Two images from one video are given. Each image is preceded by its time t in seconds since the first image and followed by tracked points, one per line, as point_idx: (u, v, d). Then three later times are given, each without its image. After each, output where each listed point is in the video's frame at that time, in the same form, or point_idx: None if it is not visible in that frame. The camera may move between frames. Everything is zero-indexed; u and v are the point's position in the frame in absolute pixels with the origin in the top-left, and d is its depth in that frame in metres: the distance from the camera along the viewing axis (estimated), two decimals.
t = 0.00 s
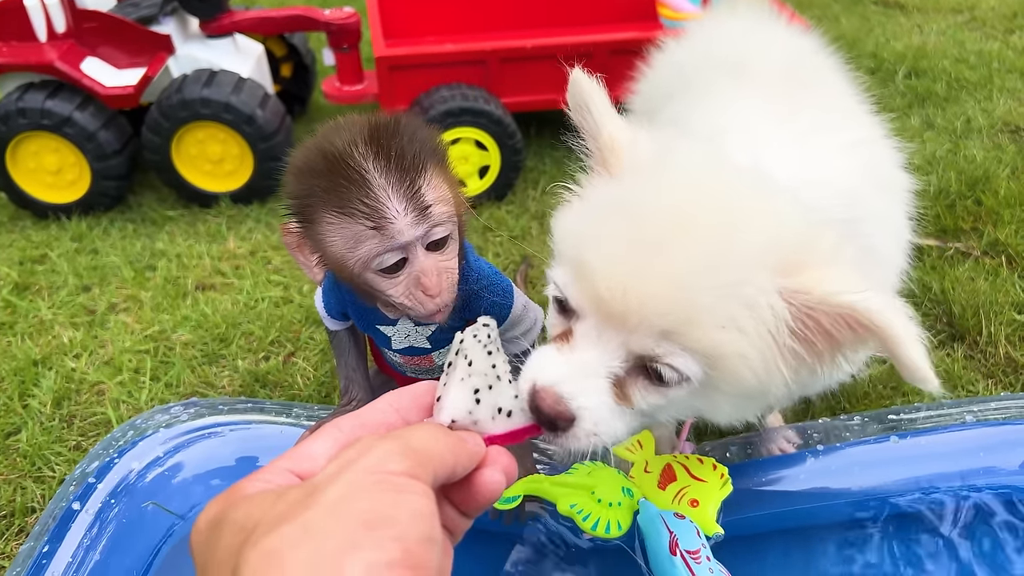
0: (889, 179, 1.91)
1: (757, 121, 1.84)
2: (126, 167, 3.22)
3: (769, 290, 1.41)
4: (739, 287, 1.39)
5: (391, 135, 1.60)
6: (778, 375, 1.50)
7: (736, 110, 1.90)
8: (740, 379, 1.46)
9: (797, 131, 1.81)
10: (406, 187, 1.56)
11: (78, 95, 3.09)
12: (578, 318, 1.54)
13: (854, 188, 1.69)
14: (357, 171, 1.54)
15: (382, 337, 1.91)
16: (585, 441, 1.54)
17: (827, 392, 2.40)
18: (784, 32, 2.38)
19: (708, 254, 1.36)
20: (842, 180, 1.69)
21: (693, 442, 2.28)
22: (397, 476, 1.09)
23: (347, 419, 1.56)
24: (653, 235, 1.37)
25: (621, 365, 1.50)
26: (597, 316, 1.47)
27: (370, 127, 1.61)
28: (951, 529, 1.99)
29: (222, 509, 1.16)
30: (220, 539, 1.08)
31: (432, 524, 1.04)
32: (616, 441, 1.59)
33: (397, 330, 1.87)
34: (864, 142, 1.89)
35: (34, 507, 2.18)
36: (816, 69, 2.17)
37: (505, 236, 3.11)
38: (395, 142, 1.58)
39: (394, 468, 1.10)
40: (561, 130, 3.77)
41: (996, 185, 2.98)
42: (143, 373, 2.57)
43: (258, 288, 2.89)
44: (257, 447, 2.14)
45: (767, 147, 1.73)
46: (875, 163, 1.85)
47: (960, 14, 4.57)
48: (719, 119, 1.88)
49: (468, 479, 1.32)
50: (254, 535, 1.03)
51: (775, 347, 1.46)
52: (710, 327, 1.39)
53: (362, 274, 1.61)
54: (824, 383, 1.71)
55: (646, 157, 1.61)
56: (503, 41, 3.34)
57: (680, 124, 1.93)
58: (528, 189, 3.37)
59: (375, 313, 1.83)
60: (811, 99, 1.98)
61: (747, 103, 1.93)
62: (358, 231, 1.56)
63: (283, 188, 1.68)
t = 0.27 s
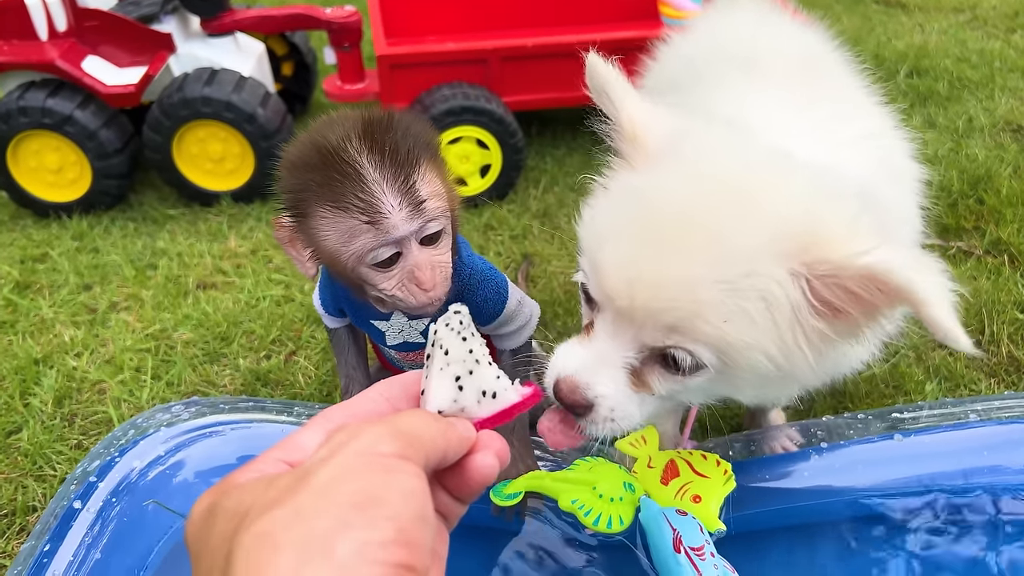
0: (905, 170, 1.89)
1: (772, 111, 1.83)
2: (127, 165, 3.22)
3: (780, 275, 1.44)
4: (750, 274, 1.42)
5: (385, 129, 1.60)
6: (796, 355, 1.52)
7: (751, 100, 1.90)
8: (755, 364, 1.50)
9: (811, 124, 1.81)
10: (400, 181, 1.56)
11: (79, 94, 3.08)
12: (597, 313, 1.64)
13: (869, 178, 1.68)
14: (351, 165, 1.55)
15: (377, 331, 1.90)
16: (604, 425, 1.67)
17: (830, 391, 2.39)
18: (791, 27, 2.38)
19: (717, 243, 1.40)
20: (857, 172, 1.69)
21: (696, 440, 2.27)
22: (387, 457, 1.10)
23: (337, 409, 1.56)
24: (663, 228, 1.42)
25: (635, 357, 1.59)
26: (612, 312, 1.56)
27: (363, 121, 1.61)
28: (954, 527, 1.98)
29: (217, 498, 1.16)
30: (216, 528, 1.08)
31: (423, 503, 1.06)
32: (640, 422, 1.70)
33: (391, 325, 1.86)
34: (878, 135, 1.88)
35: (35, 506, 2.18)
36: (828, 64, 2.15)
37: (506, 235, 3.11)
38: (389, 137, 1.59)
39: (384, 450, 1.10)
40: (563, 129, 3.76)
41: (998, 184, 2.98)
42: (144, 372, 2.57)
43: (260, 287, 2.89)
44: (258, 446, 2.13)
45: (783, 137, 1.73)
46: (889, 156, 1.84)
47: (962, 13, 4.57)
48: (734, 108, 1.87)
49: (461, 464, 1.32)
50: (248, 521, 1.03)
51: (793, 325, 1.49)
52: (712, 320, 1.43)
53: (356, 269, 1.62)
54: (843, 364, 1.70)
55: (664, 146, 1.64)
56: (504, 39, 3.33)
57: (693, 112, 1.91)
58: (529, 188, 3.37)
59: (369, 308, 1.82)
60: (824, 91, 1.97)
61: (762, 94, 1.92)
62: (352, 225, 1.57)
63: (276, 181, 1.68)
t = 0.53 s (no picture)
0: (902, 171, 1.89)
1: (766, 109, 1.84)
2: (127, 167, 3.22)
3: (755, 255, 1.45)
4: (723, 252, 1.44)
5: (385, 132, 1.61)
6: (772, 336, 1.52)
7: (745, 97, 1.91)
8: (728, 344, 1.52)
9: (805, 122, 1.81)
10: (402, 183, 1.57)
11: (79, 96, 3.09)
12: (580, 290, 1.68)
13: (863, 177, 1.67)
14: (354, 166, 1.55)
15: (372, 334, 1.90)
16: (580, 400, 1.70)
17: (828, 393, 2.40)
18: (790, 28, 2.39)
19: (690, 219, 1.43)
20: (852, 171, 1.68)
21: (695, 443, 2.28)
22: (385, 453, 1.10)
23: (336, 407, 1.54)
24: (637, 206, 1.46)
25: (611, 331, 1.62)
26: (591, 288, 1.60)
27: (363, 123, 1.62)
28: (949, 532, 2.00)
29: (217, 493, 1.17)
30: (214, 523, 1.09)
31: (421, 499, 1.07)
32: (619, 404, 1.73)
33: (385, 327, 1.86)
34: (876, 136, 1.88)
35: (35, 508, 2.18)
36: (828, 67, 2.15)
37: (506, 236, 3.11)
38: (390, 139, 1.60)
39: (382, 446, 1.11)
40: (563, 131, 3.77)
41: (998, 186, 2.98)
42: (144, 375, 2.57)
43: (260, 289, 2.89)
44: (257, 449, 2.14)
45: (774, 133, 1.74)
46: (887, 156, 1.83)
47: (962, 14, 4.57)
48: (729, 104, 1.88)
49: (457, 462, 1.32)
50: (247, 516, 1.04)
51: (767, 303, 1.49)
52: (681, 291, 1.46)
53: (357, 270, 1.61)
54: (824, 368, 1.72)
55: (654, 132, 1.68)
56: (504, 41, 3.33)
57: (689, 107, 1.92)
58: (529, 190, 3.37)
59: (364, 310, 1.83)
60: (823, 91, 1.97)
61: (758, 92, 1.93)
62: (354, 226, 1.57)
63: (274, 183, 1.68)
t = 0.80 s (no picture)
0: (885, 177, 1.89)
1: (744, 115, 1.85)
2: (128, 168, 3.23)
3: (726, 244, 1.47)
4: (694, 239, 1.45)
5: (393, 137, 1.62)
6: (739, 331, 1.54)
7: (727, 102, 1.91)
8: (698, 332, 1.53)
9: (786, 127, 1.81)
10: (409, 191, 1.59)
11: (80, 96, 3.09)
12: (548, 275, 1.67)
13: (841, 182, 1.68)
14: (361, 171, 1.57)
15: (376, 337, 1.90)
16: (552, 385, 1.66)
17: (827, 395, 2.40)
18: (788, 34, 2.39)
19: (661, 205, 1.44)
20: (833, 175, 1.68)
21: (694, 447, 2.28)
22: (384, 446, 1.11)
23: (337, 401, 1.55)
24: (611, 189, 1.46)
25: (581, 317, 1.61)
26: (561, 272, 1.60)
27: (371, 128, 1.63)
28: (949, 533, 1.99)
29: (217, 488, 1.17)
30: (215, 515, 1.09)
31: (419, 491, 1.07)
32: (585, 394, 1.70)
33: (390, 331, 1.85)
34: (860, 143, 1.88)
35: (36, 508, 2.19)
36: (815, 70, 2.14)
37: (507, 237, 3.11)
38: (398, 145, 1.61)
39: (381, 439, 1.11)
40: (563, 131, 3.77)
41: (998, 187, 2.98)
42: (145, 375, 2.58)
43: (260, 289, 2.89)
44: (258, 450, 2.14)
45: (754, 135, 1.74)
46: (870, 163, 1.84)
47: (963, 15, 4.57)
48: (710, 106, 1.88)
49: (455, 458, 1.33)
50: (246, 506, 1.04)
51: (735, 294, 1.51)
52: (655, 275, 1.46)
53: (360, 275, 1.63)
54: (799, 369, 1.76)
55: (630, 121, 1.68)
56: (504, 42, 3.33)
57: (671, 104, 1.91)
58: (530, 190, 3.37)
59: (369, 314, 1.83)
60: (808, 97, 1.98)
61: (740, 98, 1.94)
62: (360, 232, 1.58)
63: (281, 185, 1.69)
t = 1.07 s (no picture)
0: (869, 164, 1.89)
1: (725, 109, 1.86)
2: (130, 167, 3.23)
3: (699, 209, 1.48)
4: (665, 203, 1.48)
5: (392, 138, 1.63)
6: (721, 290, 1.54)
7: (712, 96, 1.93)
8: (680, 296, 1.55)
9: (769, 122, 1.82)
10: (406, 192, 1.59)
11: (82, 96, 3.10)
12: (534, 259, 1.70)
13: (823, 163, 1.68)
14: (359, 173, 1.58)
15: (380, 336, 1.91)
16: (548, 364, 1.69)
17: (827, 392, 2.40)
18: (788, 35, 2.41)
19: (632, 173, 1.47)
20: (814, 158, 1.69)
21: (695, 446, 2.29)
22: (388, 443, 1.11)
23: (343, 395, 1.55)
24: (585, 163, 1.50)
25: (567, 294, 1.64)
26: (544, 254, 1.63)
27: (371, 129, 1.64)
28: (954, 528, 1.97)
29: (220, 485, 1.18)
30: (218, 509, 1.10)
31: (422, 488, 1.07)
32: (584, 373, 1.72)
33: (393, 330, 1.87)
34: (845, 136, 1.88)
35: (39, 506, 2.19)
36: (804, 66, 2.15)
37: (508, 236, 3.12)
38: (396, 146, 1.61)
39: (385, 436, 1.12)
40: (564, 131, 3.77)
41: (1000, 186, 2.98)
42: (147, 373, 2.58)
43: (262, 288, 2.90)
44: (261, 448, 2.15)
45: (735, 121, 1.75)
46: (853, 151, 1.84)
47: (964, 14, 4.57)
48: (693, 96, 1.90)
49: (459, 455, 1.34)
50: (250, 500, 1.04)
51: (715, 255, 1.51)
52: (629, 242, 1.49)
53: (359, 276, 1.64)
54: (784, 356, 1.78)
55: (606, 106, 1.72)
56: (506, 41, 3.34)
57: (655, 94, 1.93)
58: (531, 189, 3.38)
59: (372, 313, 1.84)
60: (793, 90, 1.99)
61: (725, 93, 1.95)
62: (357, 233, 1.59)
63: (282, 185, 1.70)
